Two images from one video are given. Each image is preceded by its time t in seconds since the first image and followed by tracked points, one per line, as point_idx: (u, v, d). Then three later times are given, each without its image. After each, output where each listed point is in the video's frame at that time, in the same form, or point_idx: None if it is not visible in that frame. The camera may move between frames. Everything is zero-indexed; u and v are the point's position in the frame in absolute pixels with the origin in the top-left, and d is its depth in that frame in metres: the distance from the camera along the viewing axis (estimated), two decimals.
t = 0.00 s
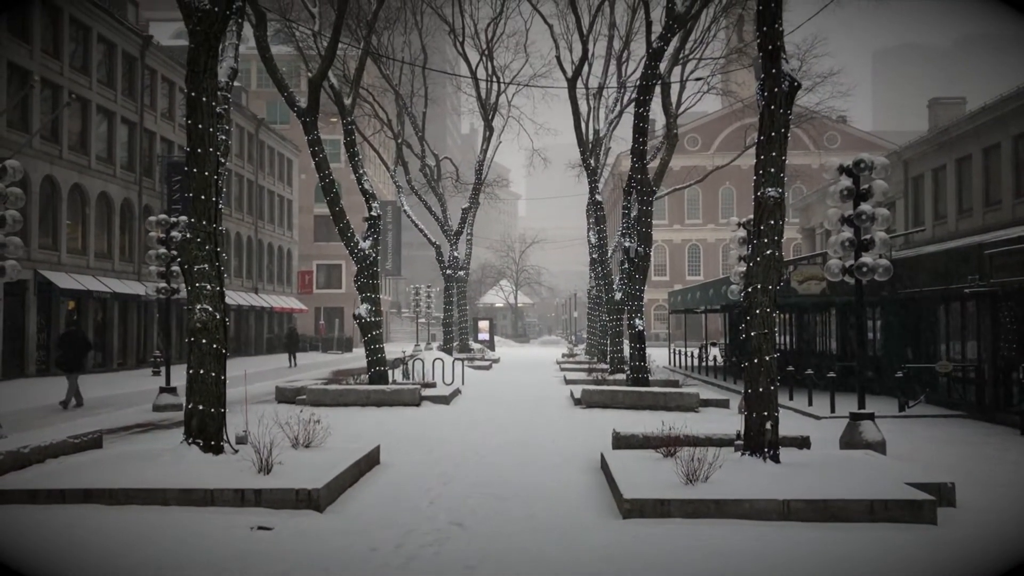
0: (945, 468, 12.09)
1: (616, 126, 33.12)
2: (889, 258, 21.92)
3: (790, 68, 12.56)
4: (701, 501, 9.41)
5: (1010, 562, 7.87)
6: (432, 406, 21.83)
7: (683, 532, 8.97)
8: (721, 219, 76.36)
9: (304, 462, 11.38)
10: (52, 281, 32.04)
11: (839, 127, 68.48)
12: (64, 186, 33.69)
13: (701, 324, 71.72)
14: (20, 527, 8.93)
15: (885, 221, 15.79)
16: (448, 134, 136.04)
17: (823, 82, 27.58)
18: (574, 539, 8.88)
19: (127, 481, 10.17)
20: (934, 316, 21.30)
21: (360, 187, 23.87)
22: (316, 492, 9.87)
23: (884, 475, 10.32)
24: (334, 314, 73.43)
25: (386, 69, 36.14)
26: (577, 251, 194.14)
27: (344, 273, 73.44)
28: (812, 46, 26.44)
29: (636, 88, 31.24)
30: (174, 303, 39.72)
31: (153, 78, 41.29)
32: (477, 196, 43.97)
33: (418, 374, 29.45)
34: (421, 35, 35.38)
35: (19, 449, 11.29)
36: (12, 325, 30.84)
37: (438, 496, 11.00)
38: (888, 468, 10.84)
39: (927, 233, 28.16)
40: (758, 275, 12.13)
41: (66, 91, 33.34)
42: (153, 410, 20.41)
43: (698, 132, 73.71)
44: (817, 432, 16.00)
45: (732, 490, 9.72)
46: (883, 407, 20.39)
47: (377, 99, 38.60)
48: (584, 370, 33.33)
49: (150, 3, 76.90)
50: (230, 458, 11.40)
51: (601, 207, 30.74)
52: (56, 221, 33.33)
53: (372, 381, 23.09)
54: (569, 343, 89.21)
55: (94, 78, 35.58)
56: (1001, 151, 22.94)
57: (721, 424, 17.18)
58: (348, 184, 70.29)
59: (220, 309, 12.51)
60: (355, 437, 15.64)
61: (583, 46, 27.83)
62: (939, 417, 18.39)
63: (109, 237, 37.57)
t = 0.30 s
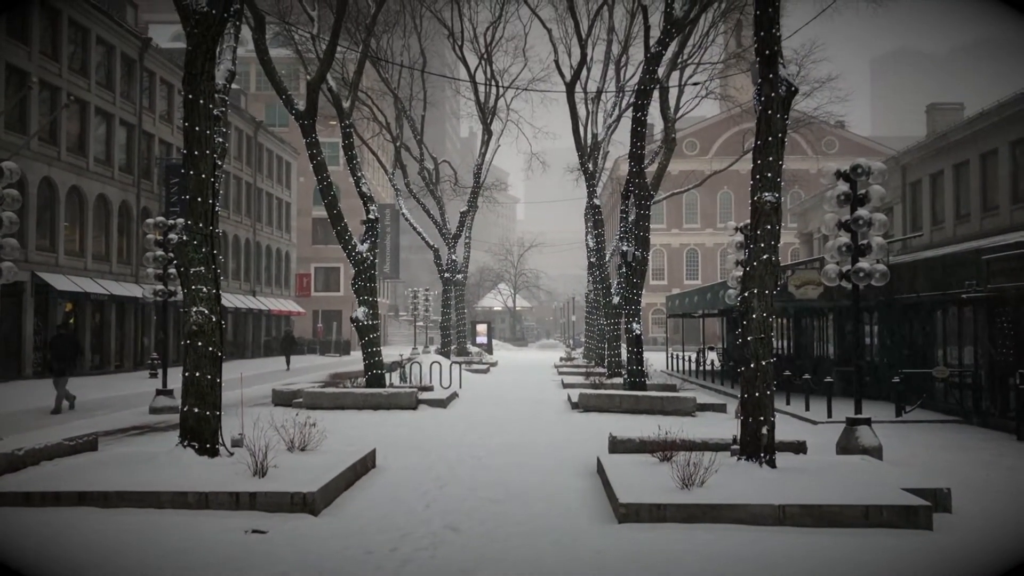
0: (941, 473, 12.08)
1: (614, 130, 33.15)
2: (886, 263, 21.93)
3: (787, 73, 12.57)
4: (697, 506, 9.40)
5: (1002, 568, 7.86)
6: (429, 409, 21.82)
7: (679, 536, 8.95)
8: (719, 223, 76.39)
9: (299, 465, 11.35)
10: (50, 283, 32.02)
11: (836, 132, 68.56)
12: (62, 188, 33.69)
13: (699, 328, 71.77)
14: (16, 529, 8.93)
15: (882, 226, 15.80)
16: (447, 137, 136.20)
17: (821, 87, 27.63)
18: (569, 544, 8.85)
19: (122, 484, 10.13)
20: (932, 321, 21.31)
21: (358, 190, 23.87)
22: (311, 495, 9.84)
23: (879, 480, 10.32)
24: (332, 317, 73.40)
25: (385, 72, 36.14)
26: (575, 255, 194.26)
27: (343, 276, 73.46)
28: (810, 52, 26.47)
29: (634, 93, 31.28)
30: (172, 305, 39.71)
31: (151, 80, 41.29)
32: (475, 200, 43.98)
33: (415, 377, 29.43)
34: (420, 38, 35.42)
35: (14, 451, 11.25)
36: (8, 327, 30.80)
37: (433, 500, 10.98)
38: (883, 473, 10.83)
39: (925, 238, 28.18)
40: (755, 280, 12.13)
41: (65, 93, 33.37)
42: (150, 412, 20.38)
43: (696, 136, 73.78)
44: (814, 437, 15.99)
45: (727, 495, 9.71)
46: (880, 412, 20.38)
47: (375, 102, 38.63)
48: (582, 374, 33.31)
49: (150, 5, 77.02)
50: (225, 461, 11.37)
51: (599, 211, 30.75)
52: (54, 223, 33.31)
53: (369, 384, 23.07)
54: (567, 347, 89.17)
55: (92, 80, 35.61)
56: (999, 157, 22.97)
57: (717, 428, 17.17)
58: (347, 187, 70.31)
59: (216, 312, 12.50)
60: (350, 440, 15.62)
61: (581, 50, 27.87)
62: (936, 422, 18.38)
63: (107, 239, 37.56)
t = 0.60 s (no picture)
0: (935, 477, 12.08)
1: (611, 133, 33.13)
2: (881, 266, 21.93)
3: (784, 76, 12.57)
4: (691, 509, 9.38)
5: (996, 573, 7.83)
6: (424, 411, 21.77)
7: (673, 539, 8.93)
8: (715, 226, 76.39)
9: (292, 466, 11.31)
10: (44, 283, 31.95)
11: (833, 135, 68.56)
12: (57, 188, 33.60)
13: (695, 331, 71.75)
14: (7, 529, 8.88)
15: (878, 230, 15.81)
16: (445, 139, 136.13)
17: (818, 91, 27.65)
18: (562, 546, 8.83)
19: (114, 484, 10.08)
20: (927, 325, 21.31)
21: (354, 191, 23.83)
22: (303, 497, 9.80)
23: (873, 483, 10.31)
24: (328, 318, 73.28)
25: (382, 74, 36.10)
26: (572, 257, 194.33)
27: (339, 277, 73.37)
28: (807, 55, 26.49)
29: (631, 95, 31.29)
30: (167, 306, 39.63)
31: (148, 80, 41.23)
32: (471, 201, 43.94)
33: (410, 378, 29.37)
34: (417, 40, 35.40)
35: (6, 451, 11.20)
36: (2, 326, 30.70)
37: (426, 502, 10.94)
38: (877, 477, 10.82)
39: (921, 242, 28.19)
40: (750, 283, 12.13)
41: (60, 93, 33.29)
42: (143, 413, 20.31)
43: (692, 139, 73.76)
44: (808, 440, 15.98)
45: (720, 498, 9.70)
46: (875, 416, 20.38)
47: (372, 103, 38.60)
48: (577, 376, 33.31)
49: (147, 5, 76.93)
50: (218, 462, 11.34)
51: (595, 214, 30.74)
52: (49, 223, 33.25)
53: (364, 385, 23.00)
54: (563, 350, 89.15)
55: (88, 80, 35.53)
56: (995, 162, 23.00)
57: (712, 431, 17.15)
58: (343, 188, 70.25)
59: (210, 313, 12.46)
60: (344, 441, 15.57)
61: (578, 53, 27.88)
62: (931, 426, 18.40)
63: (102, 239, 37.45)
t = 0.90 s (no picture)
0: (926, 479, 12.11)
1: (605, 134, 33.16)
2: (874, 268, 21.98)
3: (777, 77, 12.58)
4: (682, 510, 9.39)
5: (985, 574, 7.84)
6: (417, 411, 21.73)
7: (664, 540, 8.94)
8: (708, 228, 76.48)
9: (282, 466, 11.27)
10: (35, 281, 31.82)
11: (826, 138, 68.69)
12: (49, 185, 33.46)
13: (688, 333, 71.84)
14: None
15: (870, 232, 15.84)
16: (439, 139, 135.96)
17: (811, 93, 27.71)
18: (553, 547, 8.82)
19: (104, 483, 10.04)
20: (918, 327, 21.37)
21: (347, 190, 23.77)
22: (294, 496, 9.77)
23: (864, 485, 10.33)
24: (321, 317, 73.13)
25: (376, 73, 36.04)
26: (565, 258, 194.38)
27: (332, 277, 73.26)
28: (801, 57, 26.53)
29: (625, 96, 31.32)
30: (159, 305, 39.50)
31: (141, 79, 41.09)
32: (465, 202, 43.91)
33: (403, 379, 29.32)
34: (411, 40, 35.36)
35: None
36: None
37: (417, 502, 10.90)
38: (868, 478, 10.84)
39: (913, 244, 28.28)
40: (742, 284, 12.14)
41: (52, 90, 33.15)
42: (134, 412, 20.22)
43: (686, 141, 73.82)
44: (800, 441, 16.00)
45: (711, 499, 9.71)
46: (866, 417, 20.45)
47: (365, 102, 38.53)
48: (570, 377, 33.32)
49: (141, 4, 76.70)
50: (209, 461, 11.30)
51: (588, 215, 30.74)
52: (41, 221, 33.12)
53: (356, 385, 22.95)
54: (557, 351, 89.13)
55: (81, 77, 35.38)
56: (987, 165, 23.10)
57: (704, 432, 17.15)
58: (336, 188, 70.12)
59: (201, 311, 12.41)
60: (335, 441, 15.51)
61: (572, 54, 27.90)
62: (922, 427, 18.45)
63: (94, 237, 37.30)
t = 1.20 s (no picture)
0: (910, 479, 12.18)
1: (593, 133, 33.19)
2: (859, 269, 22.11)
3: (764, 78, 12.62)
4: (667, 509, 9.41)
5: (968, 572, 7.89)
6: (404, 409, 21.67)
7: (649, 539, 8.95)
8: (696, 228, 76.64)
9: (267, 464, 11.21)
10: (20, 277, 31.57)
11: (813, 139, 68.92)
12: (34, 181, 33.19)
13: (674, 333, 72.00)
14: None
15: (855, 232, 15.92)
16: (427, 137, 135.69)
17: (798, 95, 27.82)
18: (539, 546, 8.82)
19: (86, 481, 9.95)
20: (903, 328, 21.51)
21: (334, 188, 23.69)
22: (278, 494, 9.72)
23: (849, 484, 10.38)
24: (308, 316, 72.86)
25: (364, 71, 35.93)
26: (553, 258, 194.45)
27: (319, 275, 73.02)
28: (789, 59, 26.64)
29: (613, 96, 31.36)
30: (145, 302, 39.28)
31: (127, 75, 40.82)
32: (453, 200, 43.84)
33: (390, 377, 29.25)
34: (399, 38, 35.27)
35: None
36: None
37: (403, 501, 10.85)
38: (852, 478, 10.88)
39: (898, 245, 28.44)
40: (728, 283, 12.17)
41: (37, 86, 32.86)
42: (118, 410, 20.08)
43: (674, 141, 73.94)
44: (785, 441, 16.07)
45: (696, 498, 9.73)
46: (851, 417, 20.58)
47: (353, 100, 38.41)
48: (557, 376, 33.34)
49: None
50: (193, 459, 11.23)
51: (576, 214, 30.76)
52: (25, 217, 32.84)
53: (343, 384, 22.88)
54: (544, 350, 89.14)
55: (67, 73, 35.08)
56: (973, 167, 23.29)
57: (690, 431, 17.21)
58: (324, 186, 69.85)
59: (186, 308, 12.33)
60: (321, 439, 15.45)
61: (561, 53, 27.91)
62: (906, 428, 18.58)
63: (79, 234, 37.03)
